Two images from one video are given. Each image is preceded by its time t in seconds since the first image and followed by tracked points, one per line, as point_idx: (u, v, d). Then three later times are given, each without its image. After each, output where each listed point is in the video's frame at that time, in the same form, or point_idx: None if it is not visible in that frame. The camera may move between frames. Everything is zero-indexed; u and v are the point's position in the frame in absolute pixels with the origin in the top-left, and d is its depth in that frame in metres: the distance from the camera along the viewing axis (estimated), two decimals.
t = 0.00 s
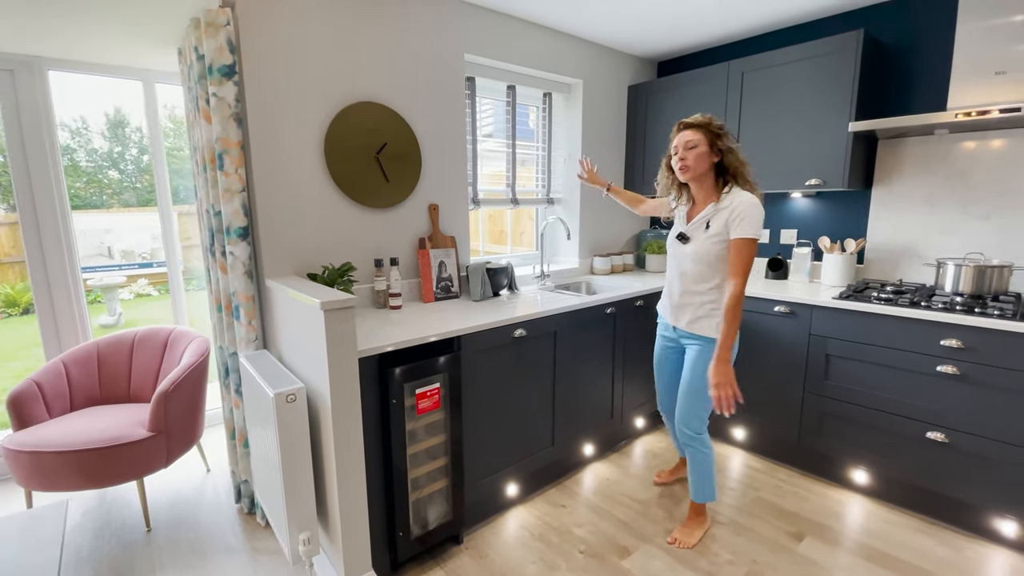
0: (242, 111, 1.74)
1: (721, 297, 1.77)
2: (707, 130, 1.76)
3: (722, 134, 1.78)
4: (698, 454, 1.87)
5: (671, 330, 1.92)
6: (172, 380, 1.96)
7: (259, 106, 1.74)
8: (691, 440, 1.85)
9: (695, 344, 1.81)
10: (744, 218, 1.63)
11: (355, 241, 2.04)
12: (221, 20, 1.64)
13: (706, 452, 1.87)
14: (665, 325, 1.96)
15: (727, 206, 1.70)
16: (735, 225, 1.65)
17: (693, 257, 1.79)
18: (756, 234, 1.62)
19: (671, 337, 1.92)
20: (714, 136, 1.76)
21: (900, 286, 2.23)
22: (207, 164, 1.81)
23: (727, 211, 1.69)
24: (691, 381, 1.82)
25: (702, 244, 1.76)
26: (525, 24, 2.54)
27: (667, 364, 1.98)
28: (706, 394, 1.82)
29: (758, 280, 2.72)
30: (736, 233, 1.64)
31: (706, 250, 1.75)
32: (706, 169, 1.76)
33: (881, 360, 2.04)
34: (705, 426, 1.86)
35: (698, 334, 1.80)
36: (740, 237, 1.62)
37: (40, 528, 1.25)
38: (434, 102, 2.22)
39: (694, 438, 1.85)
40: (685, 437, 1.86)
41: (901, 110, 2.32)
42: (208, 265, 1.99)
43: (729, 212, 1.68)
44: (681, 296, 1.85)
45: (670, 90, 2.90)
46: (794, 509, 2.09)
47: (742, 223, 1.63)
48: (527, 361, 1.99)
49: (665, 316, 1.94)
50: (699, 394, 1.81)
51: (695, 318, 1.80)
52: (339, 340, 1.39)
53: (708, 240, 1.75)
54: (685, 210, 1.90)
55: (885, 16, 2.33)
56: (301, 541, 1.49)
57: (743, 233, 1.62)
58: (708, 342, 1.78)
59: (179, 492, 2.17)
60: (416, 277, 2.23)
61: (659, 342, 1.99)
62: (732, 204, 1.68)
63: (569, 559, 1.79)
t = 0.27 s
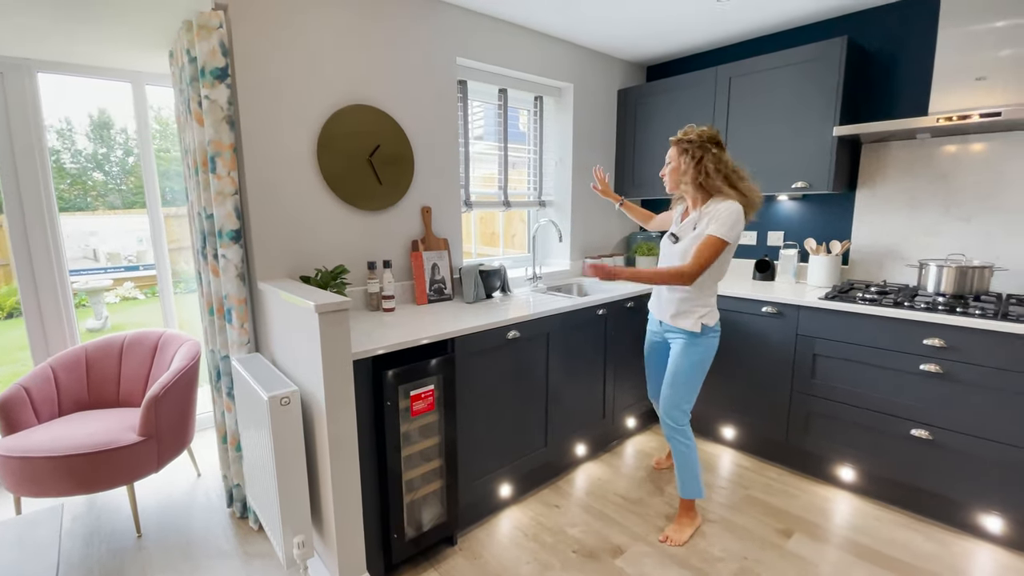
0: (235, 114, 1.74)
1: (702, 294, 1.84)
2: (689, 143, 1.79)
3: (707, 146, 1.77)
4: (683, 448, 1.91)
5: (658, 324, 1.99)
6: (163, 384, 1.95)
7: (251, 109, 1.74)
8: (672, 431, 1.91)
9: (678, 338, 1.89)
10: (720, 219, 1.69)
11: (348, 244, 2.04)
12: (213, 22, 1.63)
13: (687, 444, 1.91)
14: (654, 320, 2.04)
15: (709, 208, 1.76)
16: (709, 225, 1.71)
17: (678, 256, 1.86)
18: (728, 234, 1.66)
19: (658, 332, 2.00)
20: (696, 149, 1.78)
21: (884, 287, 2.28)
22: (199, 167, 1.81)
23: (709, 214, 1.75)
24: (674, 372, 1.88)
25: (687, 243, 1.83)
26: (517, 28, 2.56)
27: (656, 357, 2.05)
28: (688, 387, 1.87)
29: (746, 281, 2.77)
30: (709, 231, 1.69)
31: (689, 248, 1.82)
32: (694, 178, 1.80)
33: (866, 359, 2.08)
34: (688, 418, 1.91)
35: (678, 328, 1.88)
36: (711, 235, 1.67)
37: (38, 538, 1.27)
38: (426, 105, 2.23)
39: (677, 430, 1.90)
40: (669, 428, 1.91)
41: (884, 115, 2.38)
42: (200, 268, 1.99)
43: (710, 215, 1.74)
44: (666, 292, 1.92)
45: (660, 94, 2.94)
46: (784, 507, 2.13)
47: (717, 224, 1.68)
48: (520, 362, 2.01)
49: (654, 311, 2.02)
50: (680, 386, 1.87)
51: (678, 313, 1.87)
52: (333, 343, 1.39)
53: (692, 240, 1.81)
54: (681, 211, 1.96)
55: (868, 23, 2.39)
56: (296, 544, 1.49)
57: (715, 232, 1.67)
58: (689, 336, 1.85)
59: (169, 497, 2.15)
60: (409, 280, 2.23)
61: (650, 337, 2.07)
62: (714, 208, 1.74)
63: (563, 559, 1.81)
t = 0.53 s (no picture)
0: (228, 119, 1.75)
1: (682, 289, 2.00)
2: (672, 162, 2.00)
3: (688, 166, 1.99)
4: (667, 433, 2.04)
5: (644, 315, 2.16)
6: (154, 388, 1.95)
7: (245, 114, 1.75)
8: (655, 416, 2.04)
9: (660, 329, 2.05)
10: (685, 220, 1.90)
11: (342, 247, 2.06)
12: (207, 28, 1.65)
13: (671, 428, 2.04)
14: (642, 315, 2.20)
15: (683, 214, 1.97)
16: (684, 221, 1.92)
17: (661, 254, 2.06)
18: (697, 227, 1.88)
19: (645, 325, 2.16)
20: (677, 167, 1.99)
21: (865, 288, 2.34)
22: (192, 171, 1.81)
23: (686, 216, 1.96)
24: (656, 360, 2.05)
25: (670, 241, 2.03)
26: (508, 34, 2.60)
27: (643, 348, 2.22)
28: (670, 374, 2.02)
29: (733, 283, 2.82)
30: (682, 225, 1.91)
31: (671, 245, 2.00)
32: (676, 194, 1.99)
33: (849, 358, 2.14)
34: (671, 404, 2.05)
35: (660, 319, 2.04)
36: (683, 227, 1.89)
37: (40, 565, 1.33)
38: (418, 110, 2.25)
39: (661, 415, 2.04)
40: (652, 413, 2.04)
41: (865, 121, 2.45)
42: (193, 272, 1.99)
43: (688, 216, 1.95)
44: (653, 286, 2.10)
45: (648, 99, 3.00)
46: (770, 503, 2.18)
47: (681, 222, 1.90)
48: (513, 363, 2.03)
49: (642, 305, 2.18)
50: (661, 372, 2.03)
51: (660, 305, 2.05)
52: (328, 345, 1.41)
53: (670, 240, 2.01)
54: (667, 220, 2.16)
55: (850, 31, 2.45)
56: (291, 545, 1.50)
57: (686, 226, 1.89)
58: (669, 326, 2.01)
59: (160, 501, 2.15)
60: (402, 282, 2.25)
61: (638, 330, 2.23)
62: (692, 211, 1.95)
63: (555, 557, 1.83)
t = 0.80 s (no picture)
0: (224, 124, 1.78)
1: (669, 281, 2.11)
2: (662, 164, 2.09)
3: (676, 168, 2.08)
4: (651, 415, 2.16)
5: (636, 308, 2.28)
6: (149, 390, 1.97)
7: (240, 119, 1.78)
8: (643, 401, 2.16)
9: (648, 319, 2.17)
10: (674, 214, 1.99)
11: (336, 249, 2.09)
12: (203, 35, 1.68)
13: (658, 412, 2.16)
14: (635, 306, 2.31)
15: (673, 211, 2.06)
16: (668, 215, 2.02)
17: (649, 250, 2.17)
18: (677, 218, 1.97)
19: (635, 316, 2.29)
20: (666, 169, 2.08)
21: (845, 289, 2.42)
22: (187, 175, 1.83)
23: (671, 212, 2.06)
24: (645, 348, 2.17)
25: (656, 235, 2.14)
26: (498, 40, 2.65)
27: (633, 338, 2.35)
28: (656, 361, 2.15)
29: (718, 284, 2.89)
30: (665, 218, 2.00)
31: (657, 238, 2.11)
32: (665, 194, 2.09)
33: (829, 356, 2.22)
34: (658, 390, 2.17)
35: (648, 309, 2.16)
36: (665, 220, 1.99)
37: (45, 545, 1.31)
38: (411, 115, 2.29)
39: (647, 398, 2.16)
40: (638, 397, 2.17)
41: (844, 127, 2.53)
42: (188, 274, 2.01)
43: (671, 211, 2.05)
44: (643, 279, 2.22)
45: (636, 104, 3.06)
46: (754, 497, 2.25)
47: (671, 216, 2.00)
48: (504, 363, 2.08)
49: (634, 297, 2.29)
50: (649, 358, 2.15)
51: (649, 297, 2.16)
52: (325, 346, 1.45)
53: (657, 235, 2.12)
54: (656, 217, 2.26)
55: (829, 40, 2.54)
56: (288, 542, 1.53)
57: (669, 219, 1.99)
58: (656, 316, 2.13)
59: (155, 503, 2.16)
60: (395, 284, 2.29)
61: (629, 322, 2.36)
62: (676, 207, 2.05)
63: (546, 552, 1.88)
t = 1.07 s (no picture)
0: (225, 129, 1.83)
1: (659, 280, 2.19)
2: (658, 164, 2.17)
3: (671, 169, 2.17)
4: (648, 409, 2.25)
5: (628, 305, 2.36)
6: (150, 389, 2.01)
7: (241, 124, 1.83)
8: (641, 395, 2.25)
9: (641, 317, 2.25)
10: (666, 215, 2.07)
11: (333, 251, 2.14)
12: (205, 43, 1.73)
13: (655, 406, 2.24)
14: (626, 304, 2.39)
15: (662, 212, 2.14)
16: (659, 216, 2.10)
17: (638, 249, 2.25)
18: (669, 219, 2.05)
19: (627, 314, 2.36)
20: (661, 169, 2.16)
21: (826, 288, 2.51)
22: (188, 178, 1.88)
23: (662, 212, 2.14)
24: (641, 345, 2.25)
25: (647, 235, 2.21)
26: (491, 47, 2.71)
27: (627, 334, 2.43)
28: (652, 357, 2.23)
29: (705, 284, 2.98)
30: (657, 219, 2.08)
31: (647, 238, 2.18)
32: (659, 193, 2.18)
33: (811, 353, 2.30)
34: (654, 384, 2.25)
35: (641, 307, 2.24)
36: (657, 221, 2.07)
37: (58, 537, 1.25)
38: (406, 120, 2.35)
39: (644, 394, 2.24)
40: (637, 393, 2.25)
41: (824, 133, 2.64)
42: (188, 276, 2.05)
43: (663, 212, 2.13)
44: (633, 277, 2.29)
45: (625, 109, 3.15)
46: (740, 489, 2.33)
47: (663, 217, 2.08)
48: (499, 361, 2.14)
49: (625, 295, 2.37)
50: (646, 355, 2.23)
51: (640, 295, 2.24)
52: (326, 344, 1.50)
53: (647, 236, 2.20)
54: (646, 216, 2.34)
55: (809, 49, 2.64)
56: (290, 534, 1.58)
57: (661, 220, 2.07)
58: (650, 314, 2.21)
59: (155, 501, 2.19)
60: (392, 285, 2.35)
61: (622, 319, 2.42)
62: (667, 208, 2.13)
63: (540, 543, 1.94)
